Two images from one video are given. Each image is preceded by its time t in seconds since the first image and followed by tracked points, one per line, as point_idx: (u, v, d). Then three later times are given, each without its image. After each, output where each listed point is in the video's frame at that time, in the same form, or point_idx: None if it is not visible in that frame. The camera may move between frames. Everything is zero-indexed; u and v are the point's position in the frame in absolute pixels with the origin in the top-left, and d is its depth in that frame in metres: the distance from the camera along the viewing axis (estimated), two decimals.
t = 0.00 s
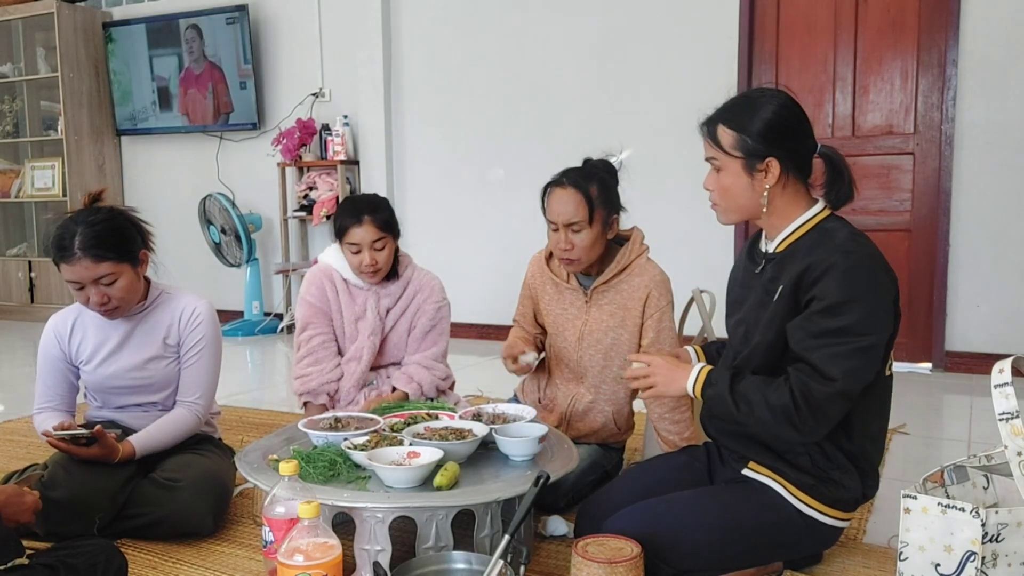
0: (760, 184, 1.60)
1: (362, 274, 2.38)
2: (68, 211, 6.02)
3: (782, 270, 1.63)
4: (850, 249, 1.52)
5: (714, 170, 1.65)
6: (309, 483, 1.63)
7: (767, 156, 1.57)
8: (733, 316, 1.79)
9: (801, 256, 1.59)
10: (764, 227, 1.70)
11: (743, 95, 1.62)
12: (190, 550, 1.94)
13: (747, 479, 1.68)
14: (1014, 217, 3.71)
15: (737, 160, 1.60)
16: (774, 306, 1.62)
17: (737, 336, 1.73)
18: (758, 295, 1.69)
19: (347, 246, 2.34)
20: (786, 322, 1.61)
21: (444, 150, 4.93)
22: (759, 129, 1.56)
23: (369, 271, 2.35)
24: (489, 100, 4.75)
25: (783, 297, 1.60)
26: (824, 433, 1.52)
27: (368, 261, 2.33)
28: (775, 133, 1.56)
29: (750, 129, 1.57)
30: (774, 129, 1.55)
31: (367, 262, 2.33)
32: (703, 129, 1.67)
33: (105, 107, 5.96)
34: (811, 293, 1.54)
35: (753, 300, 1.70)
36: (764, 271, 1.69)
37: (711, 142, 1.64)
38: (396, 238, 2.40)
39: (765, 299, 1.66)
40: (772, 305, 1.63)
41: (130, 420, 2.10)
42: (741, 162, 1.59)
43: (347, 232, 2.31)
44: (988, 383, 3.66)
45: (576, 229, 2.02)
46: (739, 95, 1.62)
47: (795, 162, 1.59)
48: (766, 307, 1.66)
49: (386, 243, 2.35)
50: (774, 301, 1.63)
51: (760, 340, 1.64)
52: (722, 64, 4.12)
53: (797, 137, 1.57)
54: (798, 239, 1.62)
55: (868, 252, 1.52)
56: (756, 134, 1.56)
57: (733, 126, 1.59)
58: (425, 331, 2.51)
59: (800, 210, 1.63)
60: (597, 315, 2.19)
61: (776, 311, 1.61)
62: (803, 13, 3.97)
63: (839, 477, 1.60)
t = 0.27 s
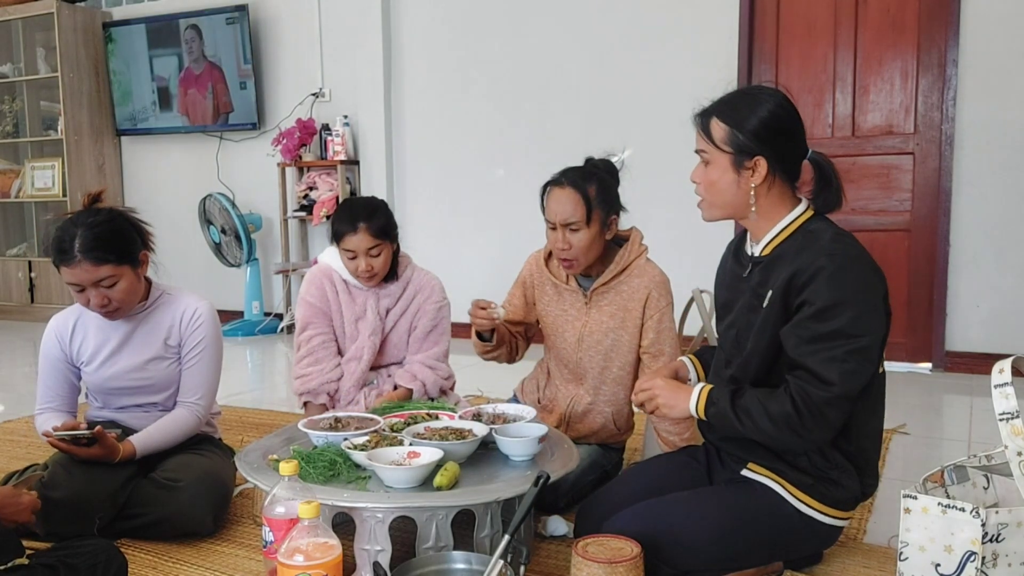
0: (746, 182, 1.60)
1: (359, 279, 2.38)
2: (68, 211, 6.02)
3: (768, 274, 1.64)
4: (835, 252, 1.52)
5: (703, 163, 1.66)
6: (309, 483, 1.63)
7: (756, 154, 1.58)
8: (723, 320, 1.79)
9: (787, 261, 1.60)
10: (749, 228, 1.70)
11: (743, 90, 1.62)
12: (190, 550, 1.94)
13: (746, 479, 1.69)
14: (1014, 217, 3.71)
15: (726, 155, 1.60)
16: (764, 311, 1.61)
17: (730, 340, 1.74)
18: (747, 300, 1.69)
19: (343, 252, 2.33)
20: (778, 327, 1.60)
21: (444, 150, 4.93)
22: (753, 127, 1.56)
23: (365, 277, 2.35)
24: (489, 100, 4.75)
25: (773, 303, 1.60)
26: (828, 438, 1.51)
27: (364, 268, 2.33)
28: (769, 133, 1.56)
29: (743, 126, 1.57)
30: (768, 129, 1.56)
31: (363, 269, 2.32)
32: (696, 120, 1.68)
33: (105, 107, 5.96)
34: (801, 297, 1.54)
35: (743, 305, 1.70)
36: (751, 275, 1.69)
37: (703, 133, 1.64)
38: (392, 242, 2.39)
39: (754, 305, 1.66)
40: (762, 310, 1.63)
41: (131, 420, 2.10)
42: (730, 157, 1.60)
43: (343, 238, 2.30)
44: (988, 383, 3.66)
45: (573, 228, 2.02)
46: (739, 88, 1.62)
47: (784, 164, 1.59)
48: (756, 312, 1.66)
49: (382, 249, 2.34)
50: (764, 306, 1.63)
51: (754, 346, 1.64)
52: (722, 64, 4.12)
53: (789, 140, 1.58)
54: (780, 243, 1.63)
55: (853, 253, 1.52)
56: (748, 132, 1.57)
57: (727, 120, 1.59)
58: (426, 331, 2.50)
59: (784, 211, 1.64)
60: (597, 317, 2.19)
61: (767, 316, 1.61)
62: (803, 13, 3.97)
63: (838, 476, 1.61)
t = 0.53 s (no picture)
0: (732, 181, 1.61)
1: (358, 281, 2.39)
2: (68, 211, 6.02)
3: (760, 276, 1.64)
4: (825, 252, 1.52)
5: (691, 161, 1.66)
6: (308, 483, 1.63)
7: (744, 155, 1.58)
8: (717, 323, 1.79)
9: (777, 264, 1.60)
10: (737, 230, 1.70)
11: (734, 89, 1.62)
12: (190, 550, 1.94)
13: (746, 479, 1.69)
14: (1014, 217, 3.71)
15: (715, 155, 1.60)
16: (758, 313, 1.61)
17: (724, 342, 1.75)
18: (740, 303, 1.69)
19: (340, 253, 2.34)
20: (772, 330, 1.60)
21: (444, 149, 4.93)
22: (744, 127, 1.56)
23: (363, 278, 2.36)
24: (489, 101, 4.75)
25: (765, 307, 1.60)
26: (837, 439, 1.52)
27: (361, 269, 2.33)
28: (758, 133, 1.56)
29: (734, 126, 1.57)
30: (758, 130, 1.56)
31: (360, 271, 2.33)
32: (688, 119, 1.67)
33: (105, 107, 5.96)
34: (793, 300, 1.54)
35: (736, 307, 1.71)
36: (742, 277, 1.70)
37: (693, 132, 1.64)
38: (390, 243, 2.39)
39: (747, 307, 1.67)
40: (756, 313, 1.63)
41: (131, 420, 2.11)
42: (718, 155, 1.60)
43: (339, 240, 2.31)
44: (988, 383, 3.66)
45: (573, 228, 2.02)
46: (732, 88, 1.61)
47: (773, 166, 1.60)
48: (750, 315, 1.66)
49: (379, 250, 2.34)
50: (756, 309, 1.63)
51: (749, 351, 1.64)
52: (722, 64, 4.12)
53: (779, 143, 1.58)
54: (770, 244, 1.63)
55: (843, 253, 1.52)
56: (738, 132, 1.56)
57: (717, 119, 1.59)
58: (427, 331, 2.50)
59: (773, 211, 1.64)
60: (598, 319, 2.18)
61: (761, 319, 1.60)
62: (803, 13, 3.97)
63: (838, 477, 1.61)
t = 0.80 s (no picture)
0: (733, 190, 1.60)
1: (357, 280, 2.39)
2: (68, 211, 6.02)
3: (760, 277, 1.64)
4: (825, 253, 1.52)
5: (686, 191, 1.63)
6: (308, 483, 1.63)
7: (735, 161, 1.57)
8: (718, 324, 1.79)
9: (777, 264, 1.60)
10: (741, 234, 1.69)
11: (688, 112, 1.63)
12: (190, 550, 1.94)
13: (746, 480, 1.69)
14: (1014, 217, 3.71)
15: (706, 175, 1.59)
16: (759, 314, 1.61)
17: (725, 344, 1.75)
18: (741, 304, 1.69)
19: (338, 254, 2.33)
20: (773, 331, 1.60)
21: (445, 149, 4.93)
22: (718, 136, 1.56)
23: (362, 277, 2.36)
24: (489, 101, 4.75)
25: (766, 308, 1.60)
26: (842, 439, 1.52)
27: (360, 269, 2.33)
28: (733, 138, 1.56)
29: (710, 139, 1.57)
30: (731, 135, 1.56)
31: (359, 271, 2.33)
32: (660, 154, 1.65)
33: (105, 107, 5.96)
34: (794, 301, 1.54)
35: (736, 308, 1.70)
36: (743, 278, 1.69)
37: (672, 164, 1.62)
38: (388, 241, 2.39)
39: (747, 308, 1.67)
40: (756, 314, 1.63)
41: (131, 421, 2.11)
42: (711, 174, 1.58)
43: (337, 241, 2.31)
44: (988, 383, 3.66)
45: (575, 230, 2.02)
46: (687, 111, 1.62)
47: (759, 160, 1.60)
48: (750, 317, 1.66)
49: (377, 249, 2.34)
50: (757, 310, 1.63)
51: (749, 352, 1.64)
52: (723, 64, 4.12)
53: (755, 138, 1.59)
54: (778, 238, 1.62)
55: (842, 254, 1.52)
56: (717, 142, 1.56)
57: (692, 143, 1.59)
58: (427, 331, 2.50)
59: (775, 207, 1.64)
60: (601, 321, 2.18)
61: (762, 319, 1.60)
62: (803, 13, 3.97)
63: (839, 477, 1.61)
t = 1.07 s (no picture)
0: (739, 186, 1.60)
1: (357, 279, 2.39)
2: (68, 211, 6.02)
3: (762, 277, 1.64)
4: (827, 252, 1.52)
5: (688, 185, 1.63)
6: (308, 483, 1.63)
7: (744, 158, 1.58)
8: (719, 324, 1.79)
9: (779, 264, 1.60)
10: (739, 233, 1.69)
11: (697, 105, 1.63)
12: (190, 550, 1.94)
13: (746, 480, 1.69)
14: (1014, 216, 3.71)
15: (714, 168, 1.58)
16: (761, 314, 1.61)
17: (724, 345, 1.75)
18: (741, 304, 1.69)
19: (337, 253, 2.34)
20: (775, 330, 1.60)
21: (445, 149, 4.93)
22: (727, 130, 1.56)
23: (361, 275, 2.36)
24: (489, 101, 4.75)
25: (767, 307, 1.60)
26: (845, 439, 1.52)
27: (359, 267, 2.33)
28: (741, 133, 1.57)
29: (719, 132, 1.57)
30: (740, 129, 1.57)
31: (358, 269, 2.34)
32: (667, 146, 1.65)
33: (105, 107, 5.96)
34: (797, 301, 1.54)
35: (737, 309, 1.70)
36: (743, 278, 1.69)
37: (680, 156, 1.61)
38: (386, 240, 2.39)
39: (749, 309, 1.67)
40: (757, 313, 1.63)
41: (132, 420, 2.10)
42: (719, 168, 1.58)
43: (335, 240, 2.31)
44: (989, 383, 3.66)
45: (579, 231, 2.02)
46: (696, 105, 1.62)
47: (765, 160, 1.61)
48: (751, 317, 1.66)
49: (376, 247, 2.35)
50: (758, 310, 1.63)
51: (750, 352, 1.64)
52: (723, 64, 4.12)
53: (761, 136, 1.60)
54: (778, 240, 1.62)
55: (845, 254, 1.52)
56: (725, 136, 1.56)
57: (702, 135, 1.58)
58: (426, 330, 2.50)
59: (774, 209, 1.64)
60: (604, 322, 2.18)
61: (764, 318, 1.60)
62: (803, 13, 3.97)
63: (839, 477, 1.61)
